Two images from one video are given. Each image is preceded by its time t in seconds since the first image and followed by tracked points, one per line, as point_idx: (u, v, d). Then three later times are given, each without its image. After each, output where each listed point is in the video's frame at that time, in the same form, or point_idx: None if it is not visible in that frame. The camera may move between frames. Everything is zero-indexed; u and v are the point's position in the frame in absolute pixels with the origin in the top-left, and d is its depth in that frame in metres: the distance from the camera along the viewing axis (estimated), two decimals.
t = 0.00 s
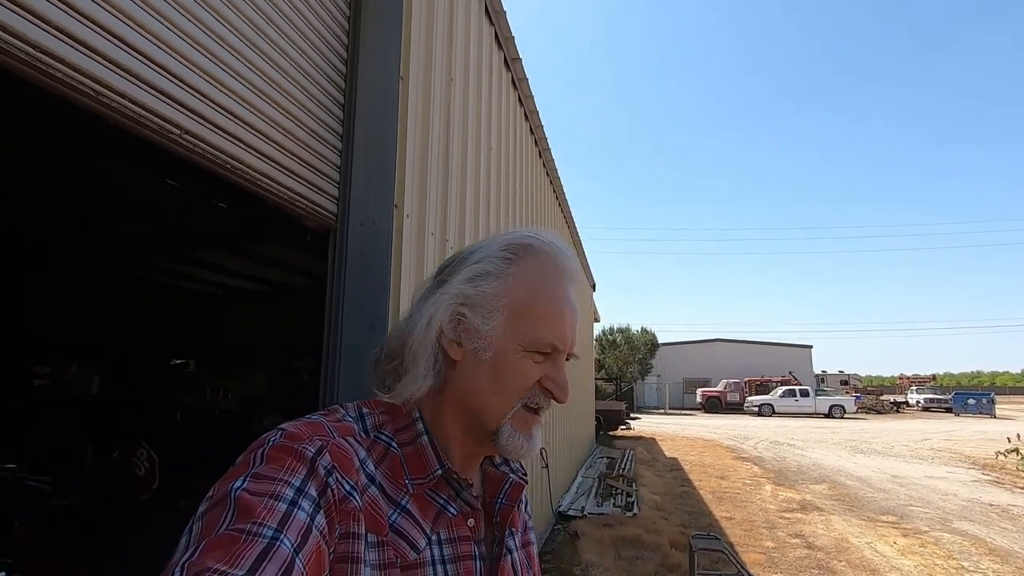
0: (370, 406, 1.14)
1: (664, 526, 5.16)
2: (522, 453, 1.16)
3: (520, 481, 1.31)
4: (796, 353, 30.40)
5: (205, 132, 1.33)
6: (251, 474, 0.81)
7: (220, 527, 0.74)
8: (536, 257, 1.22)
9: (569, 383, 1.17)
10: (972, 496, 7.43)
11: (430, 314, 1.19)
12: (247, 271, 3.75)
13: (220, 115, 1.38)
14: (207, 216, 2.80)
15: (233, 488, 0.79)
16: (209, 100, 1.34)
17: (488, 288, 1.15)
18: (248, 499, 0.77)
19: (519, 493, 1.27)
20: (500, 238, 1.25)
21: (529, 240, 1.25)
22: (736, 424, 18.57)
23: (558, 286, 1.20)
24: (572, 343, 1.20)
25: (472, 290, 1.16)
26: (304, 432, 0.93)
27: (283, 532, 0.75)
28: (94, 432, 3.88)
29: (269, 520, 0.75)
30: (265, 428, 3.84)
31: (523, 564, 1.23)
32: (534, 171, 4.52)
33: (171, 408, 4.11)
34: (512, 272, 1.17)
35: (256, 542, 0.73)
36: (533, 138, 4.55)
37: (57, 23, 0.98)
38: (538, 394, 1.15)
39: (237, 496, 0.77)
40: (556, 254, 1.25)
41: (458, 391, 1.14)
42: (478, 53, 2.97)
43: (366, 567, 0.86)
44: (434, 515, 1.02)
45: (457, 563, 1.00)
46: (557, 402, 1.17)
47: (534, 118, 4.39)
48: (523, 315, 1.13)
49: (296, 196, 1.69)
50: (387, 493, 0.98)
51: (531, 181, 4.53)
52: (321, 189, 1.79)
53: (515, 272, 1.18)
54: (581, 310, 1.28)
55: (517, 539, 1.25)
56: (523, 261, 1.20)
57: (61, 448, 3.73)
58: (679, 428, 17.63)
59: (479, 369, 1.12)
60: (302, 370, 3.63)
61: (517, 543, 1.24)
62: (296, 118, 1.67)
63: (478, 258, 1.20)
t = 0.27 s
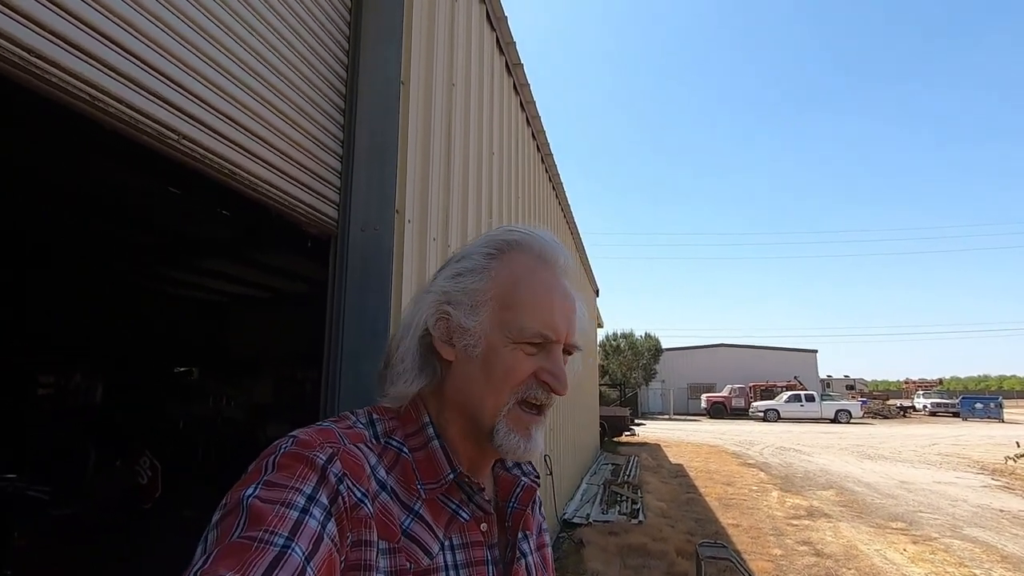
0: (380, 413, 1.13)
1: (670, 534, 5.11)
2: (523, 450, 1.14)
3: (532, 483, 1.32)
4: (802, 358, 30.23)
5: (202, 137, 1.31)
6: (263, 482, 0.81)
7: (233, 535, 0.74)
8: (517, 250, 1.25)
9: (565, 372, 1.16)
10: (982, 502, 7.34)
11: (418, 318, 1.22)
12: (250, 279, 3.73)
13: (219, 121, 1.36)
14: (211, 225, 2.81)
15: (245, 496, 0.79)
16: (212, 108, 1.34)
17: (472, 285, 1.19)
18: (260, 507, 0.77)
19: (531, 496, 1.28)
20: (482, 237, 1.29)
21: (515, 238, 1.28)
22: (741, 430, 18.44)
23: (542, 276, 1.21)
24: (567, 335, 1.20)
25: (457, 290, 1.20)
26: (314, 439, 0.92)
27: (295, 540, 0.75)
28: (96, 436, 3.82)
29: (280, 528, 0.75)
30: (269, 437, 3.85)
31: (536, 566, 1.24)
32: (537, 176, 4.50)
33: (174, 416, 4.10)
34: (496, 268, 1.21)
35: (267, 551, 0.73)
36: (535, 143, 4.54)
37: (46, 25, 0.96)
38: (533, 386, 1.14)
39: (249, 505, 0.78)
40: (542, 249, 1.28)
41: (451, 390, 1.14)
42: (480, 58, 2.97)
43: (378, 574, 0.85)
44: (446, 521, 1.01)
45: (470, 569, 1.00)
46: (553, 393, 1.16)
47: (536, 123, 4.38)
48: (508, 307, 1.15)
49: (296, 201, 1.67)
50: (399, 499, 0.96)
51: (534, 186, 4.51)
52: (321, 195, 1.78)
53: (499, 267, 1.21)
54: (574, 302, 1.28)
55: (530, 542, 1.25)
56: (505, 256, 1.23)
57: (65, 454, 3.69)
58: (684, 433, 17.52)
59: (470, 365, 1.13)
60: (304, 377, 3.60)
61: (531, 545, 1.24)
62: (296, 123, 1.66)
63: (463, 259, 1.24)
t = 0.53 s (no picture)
0: (402, 414, 1.14)
1: (672, 541, 5.06)
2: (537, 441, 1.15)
3: (553, 482, 1.29)
4: (801, 364, 30.17)
5: (199, 137, 1.27)
6: (288, 485, 0.83)
7: (261, 537, 0.76)
8: (520, 243, 1.25)
9: (574, 361, 1.17)
10: (984, 509, 7.29)
11: (427, 319, 1.24)
12: (249, 283, 3.70)
13: (214, 118, 1.32)
14: (208, 228, 2.76)
15: (272, 498, 0.81)
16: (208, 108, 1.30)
17: (478, 281, 1.20)
18: (285, 509, 0.78)
19: (553, 495, 1.25)
20: (487, 233, 1.30)
21: (519, 230, 1.29)
22: (741, 436, 18.36)
23: (547, 267, 1.22)
24: (575, 324, 1.20)
25: (464, 286, 1.22)
26: (338, 441, 0.94)
27: (320, 541, 0.76)
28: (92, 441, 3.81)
29: (306, 529, 0.77)
30: (266, 443, 3.79)
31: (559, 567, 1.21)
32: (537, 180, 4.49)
33: (172, 420, 3.98)
34: (501, 262, 1.22)
35: (294, 552, 0.74)
36: (536, 147, 4.52)
37: (40, 22, 0.92)
38: (545, 377, 1.16)
39: (276, 507, 0.79)
40: (547, 241, 1.28)
41: (464, 385, 1.17)
42: (481, 61, 2.94)
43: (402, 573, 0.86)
44: (468, 520, 1.02)
45: (494, 567, 1.00)
46: (565, 382, 1.17)
47: (536, 127, 4.36)
48: (514, 299, 1.17)
49: (294, 203, 1.64)
50: (422, 499, 0.98)
51: (535, 190, 4.49)
52: (319, 196, 1.74)
53: (504, 261, 1.22)
54: (582, 291, 1.28)
55: (552, 542, 1.23)
56: (509, 250, 1.24)
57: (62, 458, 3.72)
58: (683, 439, 17.44)
59: (481, 360, 1.15)
60: (304, 382, 3.57)
61: (553, 546, 1.22)
62: (294, 124, 1.62)
63: (468, 256, 1.26)
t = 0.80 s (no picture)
0: (406, 414, 1.09)
1: (665, 548, 5.02)
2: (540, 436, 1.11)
3: (559, 480, 1.25)
4: (793, 369, 30.26)
5: (179, 126, 1.20)
6: (292, 487, 0.79)
7: (265, 540, 0.72)
8: (510, 238, 1.21)
9: (571, 355, 1.13)
10: (977, 516, 7.29)
11: (422, 321, 1.21)
12: (242, 286, 3.64)
13: (196, 107, 1.25)
14: (200, 231, 2.73)
15: (276, 502, 0.77)
16: (190, 96, 1.23)
17: (469, 279, 1.16)
18: (288, 512, 0.75)
19: (559, 492, 1.21)
20: (477, 231, 1.25)
21: (509, 225, 1.24)
22: (734, 441, 18.35)
23: (539, 260, 1.18)
24: (570, 317, 1.16)
25: (456, 284, 1.18)
26: (341, 442, 0.90)
27: (325, 543, 0.73)
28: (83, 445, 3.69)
29: (311, 532, 0.73)
30: (256, 445, 3.72)
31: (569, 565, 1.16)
32: (531, 181, 4.46)
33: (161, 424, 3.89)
34: (491, 258, 1.18)
35: (298, 555, 0.71)
36: (531, 148, 4.49)
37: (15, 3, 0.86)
38: (542, 373, 1.11)
39: (280, 510, 0.76)
40: (538, 235, 1.24)
41: (461, 386, 1.13)
42: (475, 60, 2.91)
43: None
44: (475, 519, 0.97)
45: (503, 566, 0.95)
46: (563, 377, 1.13)
47: (531, 128, 4.33)
48: (506, 295, 1.12)
49: (280, 198, 1.58)
50: (428, 498, 0.93)
51: (529, 191, 4.46)
52: (306, 190, 1.69)
53: (495, 257, 1.18)
54: (577, 283, 1.23)
55: (561, 540, 1.18)
56: (500, 246, 1.20)
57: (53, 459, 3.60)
58: (676, 445, 17.40)
59: (476, 358, 1.11)
60: (294, 384, 3.51)
61: (561, 544, 1.17)
62: (281, 116, 1.56)
63: (459, 253, 1.22)
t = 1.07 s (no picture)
0: (409, 410, 1.05)
1: (655, 552, 4.99)
2: (537, 437, 1.07)
3: (560, 478, 1.22)
4: (781, 375, 30.45)
5: (160, 114, 1.15)
6: (295, 480, 0.76)
7: (267, 531, 0.69)
8: (518, 237, 1.18)
9: (574, 355, 1.09)
10: (962, 521, 7.34)
11: (426, 317, 1.19)
12: (233, 287, 3.59)
13: (179, 96, 1.21)
14: (191, 230, 2.68)
15: (279, 494, 0.74)
16: (172, 84, 1.19)
17: (475, 277, 1.14)
18: (291, 504, 0.72)
19: (560, 490, 1.18)
20: (486, 229, 1.23)
21: (518, 225, 1.22)
22: (722, 446, 18.41)
23: (545, 259, 1.15)
24: (576, 318, 1.12)
25: (462, 281, 1.16)
26: (345, 437, 0.87)
27: (327, 536, 0.70)
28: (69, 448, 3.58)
29: (313, 524, 0.70)
30: (239, 449, 3.59)
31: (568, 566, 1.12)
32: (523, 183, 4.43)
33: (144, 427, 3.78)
34: (498, 257, 1.15)
35: (301, 546, 0.68)
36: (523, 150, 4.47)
37: None
38: (543, 371, 1.08)
39: (282, 501, 0.73)
40: (547, 235, 1.21)
41: (464, 383, 1.10)
42: (469, 60, 2.89)
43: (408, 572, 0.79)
44: (475, 516, 0.94)
45: (503, 565, 0.91)
46: (564, 377, 1.09)
47: (523, 129, 4.31)
48: (510, 292, 1.10)
49: (266, 192, 1.53)
50: (428, 494, 0.90)
51: (521, 193, 4.43)
52: (293, 184, 1.63)
53: (501, 256, 1.15)
54: (584, 284, 1.20)
55: (560, 538, 1.14)
56: (508, 244, 1.17)
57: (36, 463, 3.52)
58: (665, 449, 17.42)
59: (479, 356, 1.09)
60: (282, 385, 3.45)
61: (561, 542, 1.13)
62: (268, 108, 1.52)
63: (466, 251, 1.20)
